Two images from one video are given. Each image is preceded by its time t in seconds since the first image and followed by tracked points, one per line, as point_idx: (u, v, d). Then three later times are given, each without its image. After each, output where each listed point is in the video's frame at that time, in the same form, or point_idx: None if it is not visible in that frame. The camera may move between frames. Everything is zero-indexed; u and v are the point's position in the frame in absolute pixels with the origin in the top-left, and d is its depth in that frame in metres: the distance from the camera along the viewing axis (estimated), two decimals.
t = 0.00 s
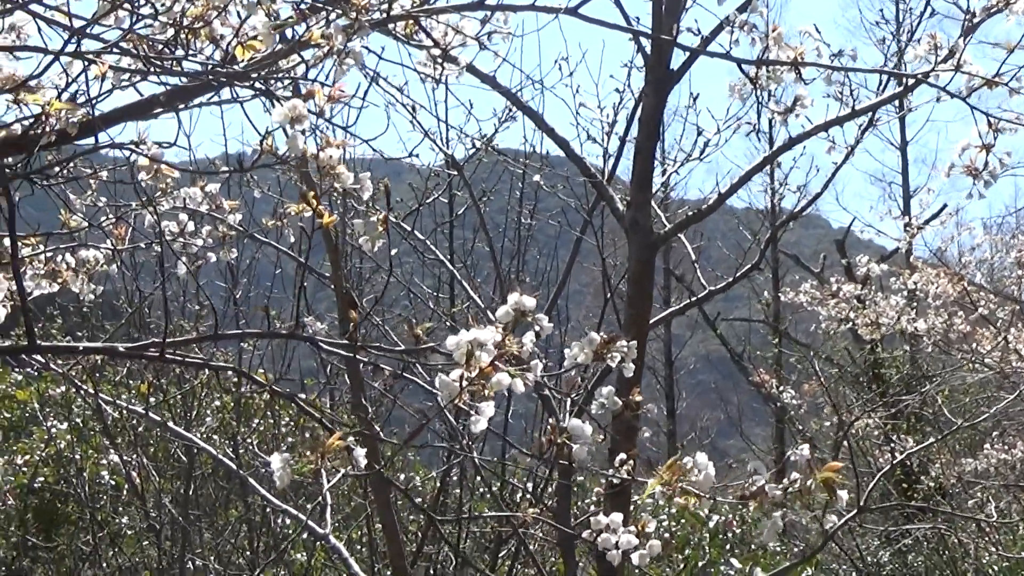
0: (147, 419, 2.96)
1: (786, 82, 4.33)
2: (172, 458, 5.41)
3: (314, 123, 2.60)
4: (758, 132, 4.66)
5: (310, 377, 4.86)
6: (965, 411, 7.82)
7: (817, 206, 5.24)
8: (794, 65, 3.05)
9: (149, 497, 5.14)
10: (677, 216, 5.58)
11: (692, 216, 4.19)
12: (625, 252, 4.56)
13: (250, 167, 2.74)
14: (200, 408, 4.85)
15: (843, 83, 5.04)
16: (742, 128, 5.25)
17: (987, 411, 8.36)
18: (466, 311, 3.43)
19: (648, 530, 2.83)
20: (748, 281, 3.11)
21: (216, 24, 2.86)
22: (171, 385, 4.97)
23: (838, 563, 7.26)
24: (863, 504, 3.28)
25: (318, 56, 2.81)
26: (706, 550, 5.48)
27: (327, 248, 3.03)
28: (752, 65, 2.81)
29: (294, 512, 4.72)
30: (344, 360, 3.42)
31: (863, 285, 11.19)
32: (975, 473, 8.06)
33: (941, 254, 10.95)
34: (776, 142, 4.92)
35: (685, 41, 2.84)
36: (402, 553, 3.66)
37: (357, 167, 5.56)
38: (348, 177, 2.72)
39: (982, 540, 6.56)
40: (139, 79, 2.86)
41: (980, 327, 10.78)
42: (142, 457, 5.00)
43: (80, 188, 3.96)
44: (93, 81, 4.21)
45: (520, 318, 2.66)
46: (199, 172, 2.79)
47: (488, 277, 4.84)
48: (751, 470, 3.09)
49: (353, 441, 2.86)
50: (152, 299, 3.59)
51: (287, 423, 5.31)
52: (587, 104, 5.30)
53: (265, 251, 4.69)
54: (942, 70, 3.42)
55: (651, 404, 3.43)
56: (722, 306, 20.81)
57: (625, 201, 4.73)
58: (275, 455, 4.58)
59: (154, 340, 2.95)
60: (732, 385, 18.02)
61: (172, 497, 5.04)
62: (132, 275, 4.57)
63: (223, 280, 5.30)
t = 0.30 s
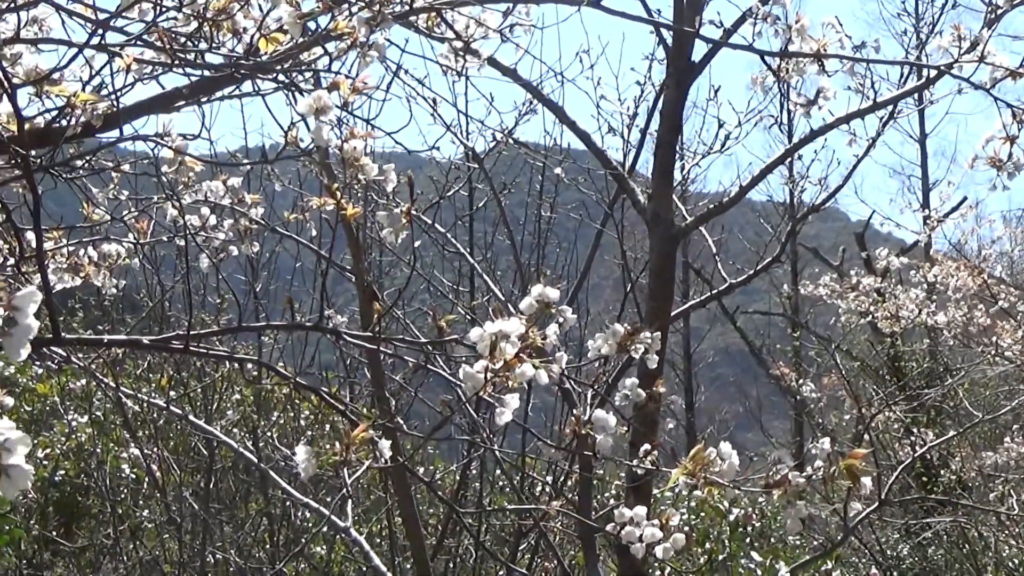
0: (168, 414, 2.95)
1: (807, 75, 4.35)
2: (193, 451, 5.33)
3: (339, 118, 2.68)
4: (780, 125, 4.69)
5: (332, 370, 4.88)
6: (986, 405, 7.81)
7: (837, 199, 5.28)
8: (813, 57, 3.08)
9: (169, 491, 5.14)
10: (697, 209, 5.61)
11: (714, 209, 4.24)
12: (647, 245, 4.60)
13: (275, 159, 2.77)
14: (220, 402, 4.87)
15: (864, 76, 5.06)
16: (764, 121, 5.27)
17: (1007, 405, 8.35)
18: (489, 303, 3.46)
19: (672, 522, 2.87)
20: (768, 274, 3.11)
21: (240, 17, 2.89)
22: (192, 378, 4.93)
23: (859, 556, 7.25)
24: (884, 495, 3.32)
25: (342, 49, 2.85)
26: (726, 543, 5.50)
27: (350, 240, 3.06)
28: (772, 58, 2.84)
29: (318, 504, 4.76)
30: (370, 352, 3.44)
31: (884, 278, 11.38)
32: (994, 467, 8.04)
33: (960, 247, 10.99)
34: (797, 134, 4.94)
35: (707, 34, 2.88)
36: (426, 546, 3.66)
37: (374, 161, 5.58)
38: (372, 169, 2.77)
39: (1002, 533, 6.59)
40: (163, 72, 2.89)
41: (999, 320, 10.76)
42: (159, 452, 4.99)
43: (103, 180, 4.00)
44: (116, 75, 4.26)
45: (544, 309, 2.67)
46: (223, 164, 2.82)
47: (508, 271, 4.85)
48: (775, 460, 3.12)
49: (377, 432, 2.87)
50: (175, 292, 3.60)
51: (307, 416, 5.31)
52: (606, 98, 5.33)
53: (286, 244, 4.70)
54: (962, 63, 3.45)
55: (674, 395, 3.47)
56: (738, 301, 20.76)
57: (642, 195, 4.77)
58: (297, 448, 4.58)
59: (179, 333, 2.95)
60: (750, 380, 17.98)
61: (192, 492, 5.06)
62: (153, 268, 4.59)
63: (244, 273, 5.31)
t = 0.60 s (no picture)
0: (182, 415, 2.95)
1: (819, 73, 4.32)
2: (207, 450, 5.32)
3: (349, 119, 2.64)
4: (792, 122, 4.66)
5: (344, 370, 4.87)
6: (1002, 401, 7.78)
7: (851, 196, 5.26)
8: (827, 55, 3.05)
9: (183, 491, 5.15)
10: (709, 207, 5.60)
11: (726, 208, 4.23)
12: (658, 244, 4.60)
13: (285, 161, 2.75)
14: (234, 402, 4.87)
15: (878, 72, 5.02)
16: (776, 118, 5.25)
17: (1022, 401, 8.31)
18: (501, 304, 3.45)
19: (683, 523, 2.86)
20: (780, 271, 3.09)
21: (250, 19, 2.87)
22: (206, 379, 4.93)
23: (873, 553, 7.23)
24: (899, 495, 3.31)
25: (352, 50, 2.82)
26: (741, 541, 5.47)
27: (362, 241, 3.04)
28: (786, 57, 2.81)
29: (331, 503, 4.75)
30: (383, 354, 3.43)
31: (897, 275, 11.40)
32: (1009, 463, 8.01)
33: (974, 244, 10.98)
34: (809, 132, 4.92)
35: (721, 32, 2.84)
36: (440, 545, 3.65)
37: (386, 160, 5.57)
38: (382, 171, 2.74)
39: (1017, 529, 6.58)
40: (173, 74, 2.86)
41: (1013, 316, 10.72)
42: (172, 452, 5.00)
43: (115, 183, 4.00)
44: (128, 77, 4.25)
45: (554, 312, 2.70)
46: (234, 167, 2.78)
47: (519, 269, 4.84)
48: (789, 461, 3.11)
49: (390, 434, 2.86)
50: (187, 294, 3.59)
51: (322, 416, 5.31)
52: (618, 95, 5.30)
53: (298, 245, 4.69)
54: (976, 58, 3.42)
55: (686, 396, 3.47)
56: (752, 298, 20.72)
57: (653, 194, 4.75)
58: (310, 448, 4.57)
59: (190, 335, 2.96)
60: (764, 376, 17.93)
61: (206, 491, 5.07)
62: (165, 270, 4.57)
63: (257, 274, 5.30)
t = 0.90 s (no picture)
0: (203, 418, 2.96)
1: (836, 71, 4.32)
2: (227, 452, 5.31)
3: (367, 122, 2.65)
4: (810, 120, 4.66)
5: (363, 371, 4.86)
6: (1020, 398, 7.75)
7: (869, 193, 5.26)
8: (843, 53, 3.04)
9: (203, 493, 5.16)
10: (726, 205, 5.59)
11: (744, 207, 4.24)
12: (676, 243, 4.63)
13: (303, 164, 2.76)
14: (253, 405, 4.87)
15: (895, 69, 5.00)
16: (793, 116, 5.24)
17: None
18: (520, 305, 3.45)
19: (703, 525, 2.87)
20: (799, 270, 3.09)
21: (267, 21, 2.87)
22: (225, 382, 4.93)
23: (892, 552, 7.22)
24: (921, 494, 3.30)
25: (369, 52, 2.81)
26: (761, 540, 5.46)
27: (380, 243, 3.05)
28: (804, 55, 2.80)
29: (350, 505, 4.74)
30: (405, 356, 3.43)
31: (916, 273, 11.41)
32: None
33: (992, 241, 10.96)
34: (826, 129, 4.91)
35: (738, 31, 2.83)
36: (459, 546, 3.67)
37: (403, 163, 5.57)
38: (401, 174, 2.75)
39: None
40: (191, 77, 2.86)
41: None
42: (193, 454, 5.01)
43: (133, 186, 4.02)
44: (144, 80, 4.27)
45: (573, 315, 2.70)
46: (252, 170, 2.79)
47: (534, 270, 4.84)
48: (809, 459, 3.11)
49: (410, 436, 2.87)
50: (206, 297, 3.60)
51: (341, 417, 5.31)
52: (634, 95, 5.30)
53: (316, 247, 4.69)
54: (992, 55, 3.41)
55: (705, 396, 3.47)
56: (768, 295, 20.68)
57: (667, 193, 4.75)
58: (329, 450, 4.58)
59: (210, 339, 2.97)
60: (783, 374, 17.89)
61: (226, 493, 5.07)
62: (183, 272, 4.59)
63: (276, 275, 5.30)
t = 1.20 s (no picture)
0: (226, 420, 2.96)
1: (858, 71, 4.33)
2: (247, 453, 5.28)
3: (392, 123, 2.67)
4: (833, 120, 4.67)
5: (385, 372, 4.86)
6: None
7: (890, 194, 5.28)
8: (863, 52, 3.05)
9: (225, 494, 5.16)
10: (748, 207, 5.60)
11: (767, 207, 4.29)
12: (699, 244, 4.65)
13: (328, 165, 2.77)
14: (275, 405, 4.87)
15: (918, 69, 5.00)
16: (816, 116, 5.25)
17: None
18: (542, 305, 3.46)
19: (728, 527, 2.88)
20: (821, 270, 3.10)
21: (291, 23, 2.90)
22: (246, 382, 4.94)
23: (912, 552, 7.19)
24: (947, 496, 3.29)
25: (392, 54, 2.83)
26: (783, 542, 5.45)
27: (404, 244, 3.06)
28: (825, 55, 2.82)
29: (372, 505, 4.73)
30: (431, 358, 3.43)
31: (938, 273, 11.47)
32: None
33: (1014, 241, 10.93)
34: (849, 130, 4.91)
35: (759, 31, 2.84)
36: (482, 547, 3.67)
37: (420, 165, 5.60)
38: (424, 174, 2.76)
39: None
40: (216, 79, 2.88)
41: None
42: (215, 455, 5.00)
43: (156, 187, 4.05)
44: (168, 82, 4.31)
45: (597, 315, 2.71)
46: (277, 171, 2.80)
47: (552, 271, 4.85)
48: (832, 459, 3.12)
49: (434, 437, 2.87)
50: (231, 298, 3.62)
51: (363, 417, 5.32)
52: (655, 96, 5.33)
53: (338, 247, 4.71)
54: (1010, 54, 3.41)
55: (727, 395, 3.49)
56: (787, 295, 20.65)
57: (684, 194, 4.76)
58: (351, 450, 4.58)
59: (235, 341, 2.96)
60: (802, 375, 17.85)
61: (250, 494, 5.05)
62: (206, 273, 4.62)
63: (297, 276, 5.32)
